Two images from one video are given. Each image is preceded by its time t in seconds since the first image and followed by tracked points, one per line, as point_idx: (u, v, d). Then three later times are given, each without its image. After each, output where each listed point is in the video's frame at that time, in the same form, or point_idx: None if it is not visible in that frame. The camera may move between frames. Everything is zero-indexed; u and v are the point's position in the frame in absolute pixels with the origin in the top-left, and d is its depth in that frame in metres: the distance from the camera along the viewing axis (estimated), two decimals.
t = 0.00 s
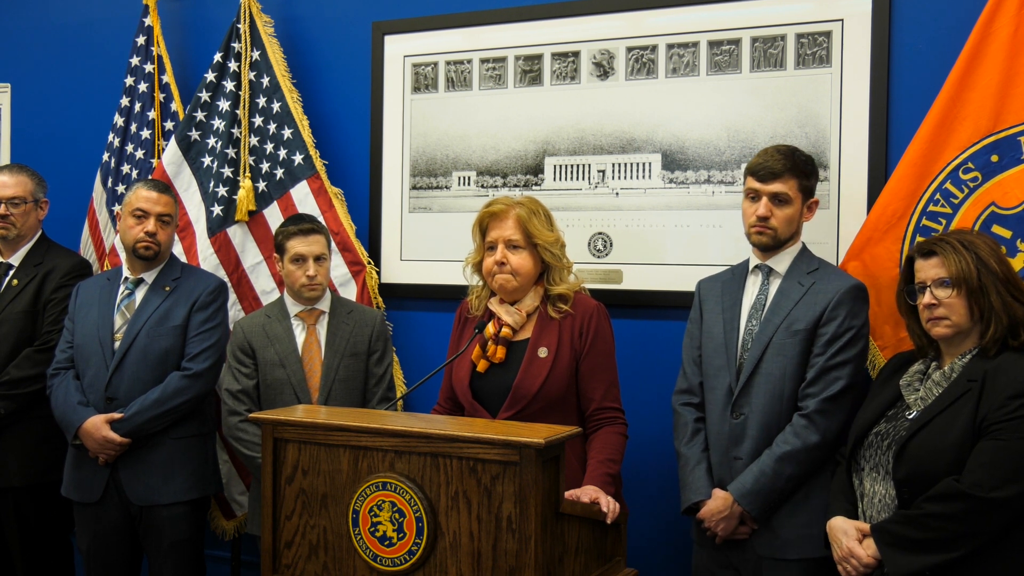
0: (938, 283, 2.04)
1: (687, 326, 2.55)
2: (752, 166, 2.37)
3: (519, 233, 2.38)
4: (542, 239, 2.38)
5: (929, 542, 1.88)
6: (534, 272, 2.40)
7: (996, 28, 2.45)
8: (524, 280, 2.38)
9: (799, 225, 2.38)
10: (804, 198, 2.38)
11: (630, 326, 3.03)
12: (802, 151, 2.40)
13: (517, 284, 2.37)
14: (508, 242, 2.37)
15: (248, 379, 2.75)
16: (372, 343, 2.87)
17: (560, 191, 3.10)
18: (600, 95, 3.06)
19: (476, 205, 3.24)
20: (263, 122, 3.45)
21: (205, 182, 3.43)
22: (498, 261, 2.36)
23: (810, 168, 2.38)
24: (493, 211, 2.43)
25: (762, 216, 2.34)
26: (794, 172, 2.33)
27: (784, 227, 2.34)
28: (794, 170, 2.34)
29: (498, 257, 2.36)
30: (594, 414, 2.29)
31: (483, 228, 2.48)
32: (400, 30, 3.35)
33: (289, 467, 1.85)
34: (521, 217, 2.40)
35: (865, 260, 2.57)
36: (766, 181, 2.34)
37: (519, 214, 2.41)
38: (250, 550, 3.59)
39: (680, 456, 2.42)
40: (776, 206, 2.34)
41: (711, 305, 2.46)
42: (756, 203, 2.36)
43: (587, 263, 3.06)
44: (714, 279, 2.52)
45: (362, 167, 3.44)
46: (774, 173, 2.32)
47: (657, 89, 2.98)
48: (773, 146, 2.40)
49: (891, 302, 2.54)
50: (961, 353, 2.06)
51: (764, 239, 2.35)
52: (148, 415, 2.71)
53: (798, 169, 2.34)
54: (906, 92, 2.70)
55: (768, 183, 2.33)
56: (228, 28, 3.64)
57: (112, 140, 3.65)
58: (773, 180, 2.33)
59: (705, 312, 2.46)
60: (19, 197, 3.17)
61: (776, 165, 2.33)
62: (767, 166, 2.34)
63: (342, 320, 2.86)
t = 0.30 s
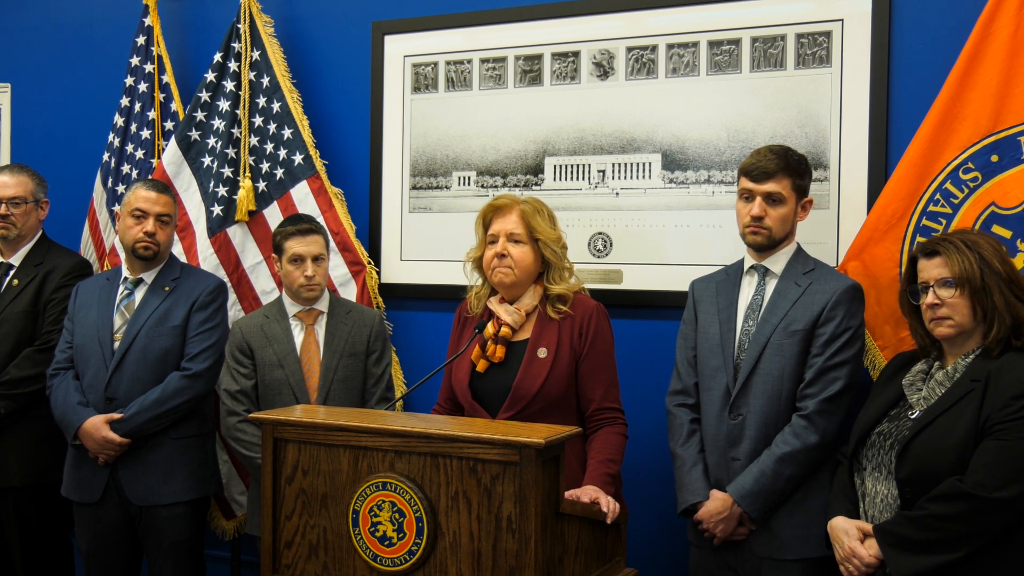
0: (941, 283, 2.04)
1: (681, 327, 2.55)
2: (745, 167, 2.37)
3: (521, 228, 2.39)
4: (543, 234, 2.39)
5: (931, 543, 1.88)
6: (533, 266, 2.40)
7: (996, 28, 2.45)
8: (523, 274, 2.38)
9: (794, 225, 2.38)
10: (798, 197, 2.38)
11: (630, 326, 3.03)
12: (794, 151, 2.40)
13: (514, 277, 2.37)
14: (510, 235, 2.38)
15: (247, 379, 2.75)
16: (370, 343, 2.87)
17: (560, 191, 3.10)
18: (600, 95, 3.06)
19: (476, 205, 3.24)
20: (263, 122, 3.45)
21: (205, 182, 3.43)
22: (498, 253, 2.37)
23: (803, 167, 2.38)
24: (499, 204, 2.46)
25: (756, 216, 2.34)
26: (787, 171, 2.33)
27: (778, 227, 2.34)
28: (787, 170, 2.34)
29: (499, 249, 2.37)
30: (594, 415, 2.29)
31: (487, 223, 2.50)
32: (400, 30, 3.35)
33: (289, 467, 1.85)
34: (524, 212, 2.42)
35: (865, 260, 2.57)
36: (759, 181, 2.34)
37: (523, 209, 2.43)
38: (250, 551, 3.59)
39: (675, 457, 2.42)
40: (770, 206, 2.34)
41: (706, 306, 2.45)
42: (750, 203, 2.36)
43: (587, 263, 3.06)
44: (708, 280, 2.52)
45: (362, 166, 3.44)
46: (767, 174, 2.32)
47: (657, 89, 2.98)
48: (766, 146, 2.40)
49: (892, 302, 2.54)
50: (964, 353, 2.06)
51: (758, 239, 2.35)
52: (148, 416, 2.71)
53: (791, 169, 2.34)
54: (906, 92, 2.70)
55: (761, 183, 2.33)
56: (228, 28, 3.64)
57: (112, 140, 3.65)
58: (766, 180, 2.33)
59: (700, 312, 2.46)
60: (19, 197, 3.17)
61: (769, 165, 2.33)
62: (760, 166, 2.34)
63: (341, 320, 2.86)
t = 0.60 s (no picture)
0: (943, 283, 2.04)
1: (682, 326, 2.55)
2: (743, 167, 2.38)
3: (523, 226, 2.40)
4: (545, 234, 2.39)
5: (933, 544, 1.88)
6: (533, 265, 2.40)
7: (996, 28, 2.45)
8: (523, 272, 2.38)
9: (793, 225, 2.38)
10: (797, 198, 2.37)
11: (630, 326, 3.03)
12: (793, 151, 2.39)
13: (513, 276, 2.36)
14: (511, 233, 2.38)
15: (245, 380, 2.74)
16: (369, 343, 2.87)
17: (561, 191, 3.10)
18: (600, 95, 3.06)
19: (476, 205, 3.24)
20: (263, 122, 3.45)
21: (205, 183, 3.43)
22: (499, 251, 2.37)
23: (801, 167, 2.38)
24: (502, 203, 2.46)
25: (755, 216, 2.34)
26: (784, 171, 2.33)
27: (776, 227, 2.34)
28: (785, 170, 2.34)
29: (500, 247, 2.37)
30: (594, 415, 2.29)
31: (488, 222, 2.50)
32: (400, 30, 3.35)
33: (289, 467, 1.85)
34: (527, 211, 2.42)
35: (865, 260, 2.57)
36: (757, 182, 2.34)
37: (524, 209, 2.43)
38: (250, 551, 3.59)
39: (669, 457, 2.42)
40: (768, 206, 2.34)
41: (706, 305, 2.46)
42: (749, 203, 2.36)
43: (587, 263, 3.06)
44: (709, 281, 2.53)
45: (362, 166, 3.44)
46: (764, 174, 2.32)
47: (658, 89, 2.98)
48: (764, 147, 2.41)
49: (892, 302, 2.54)
50: (966, 353, 2.06)
51: (757, 240, 2.35)
52: (148, 416, 2.71)
53: (789, 169, 2.34)
54: (906, 92, 2.70)
55: (759, 183, 2.34)
56: (228, 28, 3.64)
57: (112, 140, 3.64)
58: (763, 180, 2.33)
59: (700, 312, 2.46)
60: (20, 197, 3.17)
61: (766, 165, 2.34)
62: (757, 166, 2.35)
63: (339, 320, 2.86)
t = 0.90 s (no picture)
0: (943, 283, 2.04)
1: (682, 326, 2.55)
2: (745, 167, 2.38)
3: (522, 227, 2.39)
4: (544, 234, 2.39)
5: (932, 546, 1.88)
6: (533, 266, 2.40)
7: (996, 28, 2.45)
8: (523, 273, 2.38)
9: (797, 225, 2.38)
10: (801, 198, 2.37)
11: (630, 326, 3.03)
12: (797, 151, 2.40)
13: (512, 279, 2.37)
14: (510, 235, 2.38)
15: (253, 380, 2.75)
16: (377, 342, 2.88)
17: (561, 191, 3.10)
18: (600, 95, 3.06)
19: (476, 205, 3.24)
20: (263, 122, 3.45)
21: (205, 183, 3.42)
22: (499, 252, 2.37)
23: (805, 167, 2.38)
24: (500, 203, 2.46)
25: (756, 216, 2.34)
26: (787, 171, 2.34)
27: (780, 227, 2.34)
28: (787, 169, 2.34)
29: (499, 248, 2.37)
30: (595, 415, 2.29)
31: (487, 223, 2.50)
32: (400, 30, 3.35)
33: (289, 467, 1.85)
34: (526, 212, 2.42)
35: (864, 260, 2.57)
36: (760, 181, 2.35)
37: (524, 209, 2.43)
38: (250, 550, 3.59)
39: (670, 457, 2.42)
40: (771, 206, 2.34)
41: (707, 305, 2.46)
42: (751, 203, 2.37)
43: (587, 263, 3.06)
44: (711, 280, 2.53)
45: (362, 166, 3.44)
46: (766, 173, 2.33)
47: (658, 89, 2.98)
48: (767, 147, 2.41)
49: (892, 302, 2.54)
50: (966, 353, 2.06)
51: (759, 239, 2.35)
52: (148, 416, 2.71)
53: (792, 169, 2.34)
54: (906, 92, 2.70)
55: (762, 183, 2.34)
56: (228, 28, 3.64)
57: (113, 140, 3.64)
58: (766, 179, 2.33)
59: (701, 311, 2.46)
60: (20, 197, 3.17)
61: (768, 164, 2.34)
62: (760, 166, 2.35)
63: (346, 319, 2.86)
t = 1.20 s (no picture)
0: (942, 283, 2.04)
1: (678, 326, 2.55)
2: (745, 167, 2.37)
3: (522, 227, 2.39)
4: (544, 234, 2.39)
5: (932, 546, 1.88)
6: (533, 266, 2.40)
7: (996, 28, 2.45)
8: (524, 274, 2.38)
9: (795, 225, 2.38)
10: (799, 197, 2.37)
11: (630, 326, 3.03)
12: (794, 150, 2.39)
13: (513, 279, 2.37)
14: (510, 235, 2.38)
15: (267, 376, 2.78)
16: (390, 340, 2.87)
17: (561, 191, 3.10)
18: (600, 95, 3.06)
19: (476, 205, 3.24)
20: (264, 122, 3.45)
21: (205, 182, 3.42)
22: (499, 253, 2.37)
23: (804, 168, 2.38)
24: (500, 204, 2.46)
25: (757, 217, 2.34)
26: (787, 172, 2.33)
27: (780, 228, 2.35)
28: (787, 170, 2.34)
29: (499, 249, 2.37)
30: (595, 415, 2.29)
31: (487, 223, 2.50)
32: (400, 30, 3.35)
33: (289, 467, 1.85)
34: (526, 212, 2.42)
35: (865, 260, 2.57)
36: (760, 182, 2.34)
37: (524, 209, 2.43)
38: (250, 550, 3.59)
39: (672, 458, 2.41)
40: (771, 207, 2.34)
41: (705, 305, 2.46)
42: (751, 203, 2.36)
43: (587, 263, 3.06)
44: (706, 279, 2.52)
45: (362, 166, 3.44)
46: (767, 174, 2.32)
47: (658, 89, 2.98)
48: (766, 147, 2.41)
49: (891, 302, 2.54)
50: (965, 353, 2.06)
51: (760, 240, 2.35)
52: (148, 416, 2.71)
53: (791, 169, 2.34)
54: (906, 92, 2.70)
55: (762, 183, 2.33)
56: (228, 28, 3.64)
57: (113, 140, 3.64)
58: (767, 180, 2.33)
59: (700, 311, 2.46)
60: (20, 197, 3.17)
61: (769, 165, 2.33)
62: (760, 166, 2.34)
63: (361, 317, 2.86)
